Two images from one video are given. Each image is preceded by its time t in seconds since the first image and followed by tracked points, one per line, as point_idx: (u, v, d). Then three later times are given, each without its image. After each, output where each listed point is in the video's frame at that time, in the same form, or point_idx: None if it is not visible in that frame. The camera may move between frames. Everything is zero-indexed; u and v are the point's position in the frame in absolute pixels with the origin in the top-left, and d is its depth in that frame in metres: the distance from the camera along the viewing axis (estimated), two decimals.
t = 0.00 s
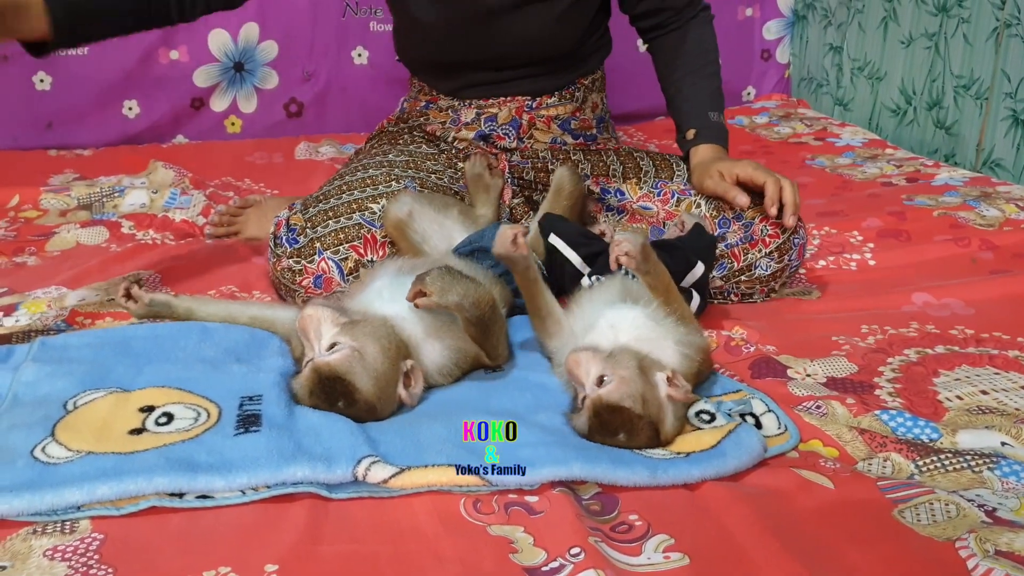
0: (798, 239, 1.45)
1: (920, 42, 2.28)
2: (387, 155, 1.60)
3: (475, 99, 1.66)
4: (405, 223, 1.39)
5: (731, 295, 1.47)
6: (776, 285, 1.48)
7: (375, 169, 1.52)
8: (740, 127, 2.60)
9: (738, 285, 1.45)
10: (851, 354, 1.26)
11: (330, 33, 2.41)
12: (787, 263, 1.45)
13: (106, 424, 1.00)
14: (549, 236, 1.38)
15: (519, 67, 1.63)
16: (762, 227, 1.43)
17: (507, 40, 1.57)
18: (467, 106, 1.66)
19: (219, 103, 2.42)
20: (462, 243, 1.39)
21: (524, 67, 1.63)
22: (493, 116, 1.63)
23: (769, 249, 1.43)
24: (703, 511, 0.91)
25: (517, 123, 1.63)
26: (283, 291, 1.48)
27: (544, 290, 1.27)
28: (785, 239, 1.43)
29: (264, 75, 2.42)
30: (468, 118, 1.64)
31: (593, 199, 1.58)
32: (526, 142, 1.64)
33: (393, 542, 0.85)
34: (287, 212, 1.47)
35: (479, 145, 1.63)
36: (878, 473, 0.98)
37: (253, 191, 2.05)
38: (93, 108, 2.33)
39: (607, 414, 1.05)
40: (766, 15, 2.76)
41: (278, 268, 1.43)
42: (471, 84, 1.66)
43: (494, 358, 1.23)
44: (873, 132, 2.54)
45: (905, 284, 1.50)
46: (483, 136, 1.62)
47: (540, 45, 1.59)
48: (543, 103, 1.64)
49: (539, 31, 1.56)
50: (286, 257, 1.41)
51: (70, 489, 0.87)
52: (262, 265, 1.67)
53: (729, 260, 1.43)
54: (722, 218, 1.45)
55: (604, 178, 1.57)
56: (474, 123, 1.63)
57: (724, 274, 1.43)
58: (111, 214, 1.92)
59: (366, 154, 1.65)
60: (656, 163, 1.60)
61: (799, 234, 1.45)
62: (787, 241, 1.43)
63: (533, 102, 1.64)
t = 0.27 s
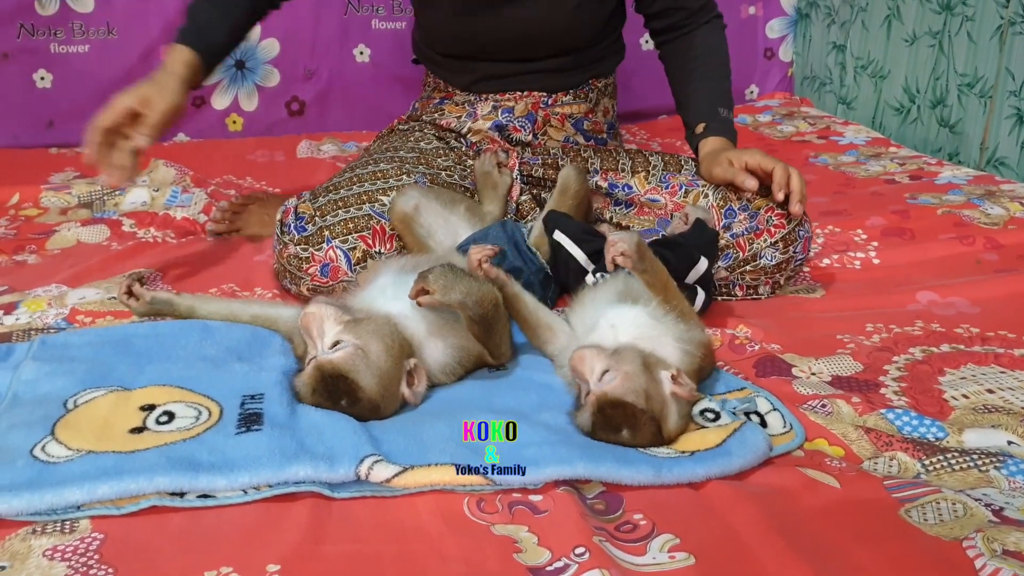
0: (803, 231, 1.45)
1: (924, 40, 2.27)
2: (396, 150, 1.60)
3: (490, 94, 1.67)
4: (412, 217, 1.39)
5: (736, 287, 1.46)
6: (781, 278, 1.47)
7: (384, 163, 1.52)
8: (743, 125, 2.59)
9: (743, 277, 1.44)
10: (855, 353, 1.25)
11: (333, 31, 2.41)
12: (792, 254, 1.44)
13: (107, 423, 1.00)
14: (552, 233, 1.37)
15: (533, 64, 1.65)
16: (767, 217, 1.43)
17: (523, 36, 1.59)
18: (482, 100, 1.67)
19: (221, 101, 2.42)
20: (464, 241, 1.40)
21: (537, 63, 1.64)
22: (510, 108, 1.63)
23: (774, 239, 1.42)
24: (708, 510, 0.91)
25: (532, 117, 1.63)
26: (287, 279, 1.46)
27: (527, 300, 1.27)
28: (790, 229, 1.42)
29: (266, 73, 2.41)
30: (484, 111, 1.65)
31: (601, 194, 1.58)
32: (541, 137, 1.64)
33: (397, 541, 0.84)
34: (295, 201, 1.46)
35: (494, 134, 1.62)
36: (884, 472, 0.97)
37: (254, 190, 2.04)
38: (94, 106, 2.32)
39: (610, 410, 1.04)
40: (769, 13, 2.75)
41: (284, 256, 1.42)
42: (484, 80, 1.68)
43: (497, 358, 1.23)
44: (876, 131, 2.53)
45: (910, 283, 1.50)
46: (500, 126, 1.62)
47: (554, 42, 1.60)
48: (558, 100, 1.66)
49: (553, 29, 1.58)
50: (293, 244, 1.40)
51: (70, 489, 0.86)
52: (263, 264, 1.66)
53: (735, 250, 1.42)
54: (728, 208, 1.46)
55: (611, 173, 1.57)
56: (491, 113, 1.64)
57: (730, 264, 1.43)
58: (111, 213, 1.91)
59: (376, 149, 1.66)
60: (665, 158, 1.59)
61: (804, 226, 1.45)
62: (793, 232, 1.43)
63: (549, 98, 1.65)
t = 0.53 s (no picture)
0: (806, 222, 1.45)
1: (926, 39, 2.26)
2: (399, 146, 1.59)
3: (499, 86, 1.67)
4: (415, 212, 1.38)
5: (738, 279, 1.45)
6: (784, 270, 1.46)
7: (390, 157, 1.51)
8: (744, 124, 2.59)
9: (746, 268, 1.44)
10: (859, 352, 1.24)
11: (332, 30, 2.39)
12: (794, 245, 1.44)
13: (105, 422, 0.99)
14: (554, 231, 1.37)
15: (543, 54, 1.65)
16: (770, 207, 1.42)
17: (536, 24, 1.59)
18: (492, 92, 1.66)
19: (220, 99, 2.40)
20: (467, 240, 1.38)
21: (548, 53, 1.65)
22: (520, 99, 1.63)
23: (776, 228, 1.41)
24: (712, 511, 0.90)
25: (541, 109, 1.63)
26: (289, 268, 1.45)
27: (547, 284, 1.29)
28: (793, 219, 1.42)
29: (265, 71, 2.40)
30: (494, 101, 1.64)
31: (603, 188, 1.57)
32: (549, 130, 1.63)
33: (398, 542, 0.83)
34: (300, 191, 1.45)
35: (502, 125, 1.61)
36: (889, 473, 0.97)
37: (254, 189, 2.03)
38: (92, 104, 2.31)
39: (614, 397, 1.04)
40: (770, 11, 2.74)
41: (287, 246, 1.41)
42: (494, 70, 1.67)
43: (499, 359, 1.22)
44: (878, 129, 2.52)
45: (913, 282, 1.49)
46: (510, 117, 1.61)
47: (567, 30, 1.61)
48: (566, 93, 1.65)
49: (567, 15, 1.58)
50: (296, 234, 1.39)
51: (68, 490, 0.85)
52: (263, 262, 1.65)
53: (738, 241, 1.41)
54: (730, 197, 1.44)
55: (615, 168, 1.56)
56: (501, 104, 1.63)
57: (732, 254, 1.41)
58: (110, 212, 1.90)
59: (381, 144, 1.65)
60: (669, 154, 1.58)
61: (806, 217, 1.45)
62: (795, 222, 1.42)
63: (557, 92, 1.65)
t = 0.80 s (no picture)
0: (807, 214, 1.44)
1: (928, 36, 2.25)
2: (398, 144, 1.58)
3: (501, 79, 1.65)
4: (414, 210, 1.37)
5: (739, 273, 1.44)
6: (785, 263, 1.45)
7: (390, 155, 1.50)
8: (744, 121, 2.58)
9: (746, 262, 1.43)
10: (861, 350, 1.24)
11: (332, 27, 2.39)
12: (796, 237, 1.43)
13: (101, 421, 0.98)
14: (564, 223, 1.36)
15: (546, 48, 1.64)
16: (771, 198, 1.42)
17: (540, 16, 1.59)
18: (493, 86, 1.65)
19: (218, 97, 2.39)
20: (467, 240, 1.35)
21: (551, 46, 1.64)
22: (523, 91, 1.62)
23: (777, 219, 1.41)
24: (714, 510, 0.89)
25: (543, 102, 1.62)
26: (287, 267, 1.44)
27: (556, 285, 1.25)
28: (794, 210, 1.41)
29: (264, 68, 2.39)
30: (496, 95, 1.63)
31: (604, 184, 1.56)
32: (552, 123, 1.62)
33: (397, 541, 0.82)
34: (297, 188, 1.43)
35: (505, 117, 1.59)
36: (892, 472, 0.96)
37: (252, 186, 2.02)
38: (90, 101, 2.29)
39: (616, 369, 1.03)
40: (770, 8, 2.73)
41: (284, 243, 1.39)
42: (496, 64, 1.66)
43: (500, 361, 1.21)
44: (879, 127, 2.52)
45: (915, 279, 1.48)
46: (513, 109, 1.60)
47: (571, 21, 1.61)
48: (567, 87, 1.65)
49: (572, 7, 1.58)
50: (294, 231, 1.37)
51: (63, 488, 0.84)
52: (261, 260, 1.64)
53: (738, 234, 1.41)
54: (730, 188, 1.45)
55: (616, 165, 1.56)
56: (504, 98, 1.62)
57: (733, 247, 1.41)
58: (107, 210, 1.89)
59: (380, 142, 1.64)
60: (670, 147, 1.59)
61: (808, 210, 1.44)
62: (796, 212, 1.42)
63: (558, 85, 1.64)
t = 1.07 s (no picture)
0: (807, 211, 1.43)
1: (928, 34, 2.25)
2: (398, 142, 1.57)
3: (501, 76, 1.65)
4: (414, 207, 1.37)
5: (739, 269, 1.44)
6: (784, 258, 1.45)
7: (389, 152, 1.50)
8: (745, 119, 2.57)
9: (746, 257, 1.43)
10: (862, 348, 1.23)
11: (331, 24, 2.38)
12: (796, 232, 1.42)
13: (101, 418, 0.98)
14: (567, 217, 1.35)
15: (546, 43, 1.64)
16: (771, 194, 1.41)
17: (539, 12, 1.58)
18: (493, 83, 1.64)
19: (219, 94, 2.39)
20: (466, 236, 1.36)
21: (550, 41, 1.64)
22: (524, 87, 1.61)
23: (777, 215, 1.40)
24: (714, 508, 0.89)
25: (543, 98, 1.61)
26: (286, 265, 1.44)
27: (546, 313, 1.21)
28: (794, 206, 1.41)
29: (264, 65, 2.39)
30: (497, 92, 1.62)
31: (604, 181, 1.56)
32: (552, 119, 1.62)
33: (396, 539, 0.82)
34: (297, 185, 1.43)
35: (506, 113, 1.59)
36: (893, 470, 0.96)
37: (252, 184, 2.02)
38: (90, 98, 2.29)
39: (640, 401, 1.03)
40: (771, 6, 2.73)
41: (283, 240, 1.39)
42: (495, 61, 1.65)
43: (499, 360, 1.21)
44: (879, 125, 2.51)
45: (916, 277, 1.48)
46: (514, 106, 1.59)
47: (570, 17, 1.61)
48: (567, 83, 1.65)
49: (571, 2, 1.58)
50: (292, 228, 1.37)
51: (62, 486, 0.84)
52: (260, 257, 1.64)
53: (738, 230, 1.40)
54: (730, 183, 1.46)
55: (617, 162, 1.55)
56: (505, 94, 1.61)
57: (733, 243, 1.41)
58: (107, 207, 1.89)
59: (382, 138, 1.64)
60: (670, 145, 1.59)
61: (807, 206, 1.43)
62: (796, 208, 1.41)
63: (558, 81, 1.64)
